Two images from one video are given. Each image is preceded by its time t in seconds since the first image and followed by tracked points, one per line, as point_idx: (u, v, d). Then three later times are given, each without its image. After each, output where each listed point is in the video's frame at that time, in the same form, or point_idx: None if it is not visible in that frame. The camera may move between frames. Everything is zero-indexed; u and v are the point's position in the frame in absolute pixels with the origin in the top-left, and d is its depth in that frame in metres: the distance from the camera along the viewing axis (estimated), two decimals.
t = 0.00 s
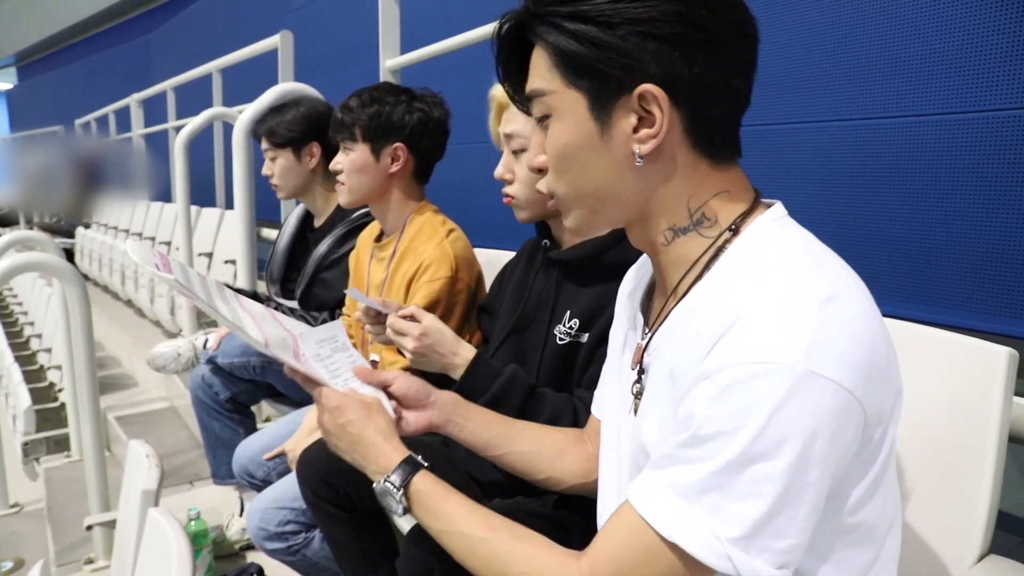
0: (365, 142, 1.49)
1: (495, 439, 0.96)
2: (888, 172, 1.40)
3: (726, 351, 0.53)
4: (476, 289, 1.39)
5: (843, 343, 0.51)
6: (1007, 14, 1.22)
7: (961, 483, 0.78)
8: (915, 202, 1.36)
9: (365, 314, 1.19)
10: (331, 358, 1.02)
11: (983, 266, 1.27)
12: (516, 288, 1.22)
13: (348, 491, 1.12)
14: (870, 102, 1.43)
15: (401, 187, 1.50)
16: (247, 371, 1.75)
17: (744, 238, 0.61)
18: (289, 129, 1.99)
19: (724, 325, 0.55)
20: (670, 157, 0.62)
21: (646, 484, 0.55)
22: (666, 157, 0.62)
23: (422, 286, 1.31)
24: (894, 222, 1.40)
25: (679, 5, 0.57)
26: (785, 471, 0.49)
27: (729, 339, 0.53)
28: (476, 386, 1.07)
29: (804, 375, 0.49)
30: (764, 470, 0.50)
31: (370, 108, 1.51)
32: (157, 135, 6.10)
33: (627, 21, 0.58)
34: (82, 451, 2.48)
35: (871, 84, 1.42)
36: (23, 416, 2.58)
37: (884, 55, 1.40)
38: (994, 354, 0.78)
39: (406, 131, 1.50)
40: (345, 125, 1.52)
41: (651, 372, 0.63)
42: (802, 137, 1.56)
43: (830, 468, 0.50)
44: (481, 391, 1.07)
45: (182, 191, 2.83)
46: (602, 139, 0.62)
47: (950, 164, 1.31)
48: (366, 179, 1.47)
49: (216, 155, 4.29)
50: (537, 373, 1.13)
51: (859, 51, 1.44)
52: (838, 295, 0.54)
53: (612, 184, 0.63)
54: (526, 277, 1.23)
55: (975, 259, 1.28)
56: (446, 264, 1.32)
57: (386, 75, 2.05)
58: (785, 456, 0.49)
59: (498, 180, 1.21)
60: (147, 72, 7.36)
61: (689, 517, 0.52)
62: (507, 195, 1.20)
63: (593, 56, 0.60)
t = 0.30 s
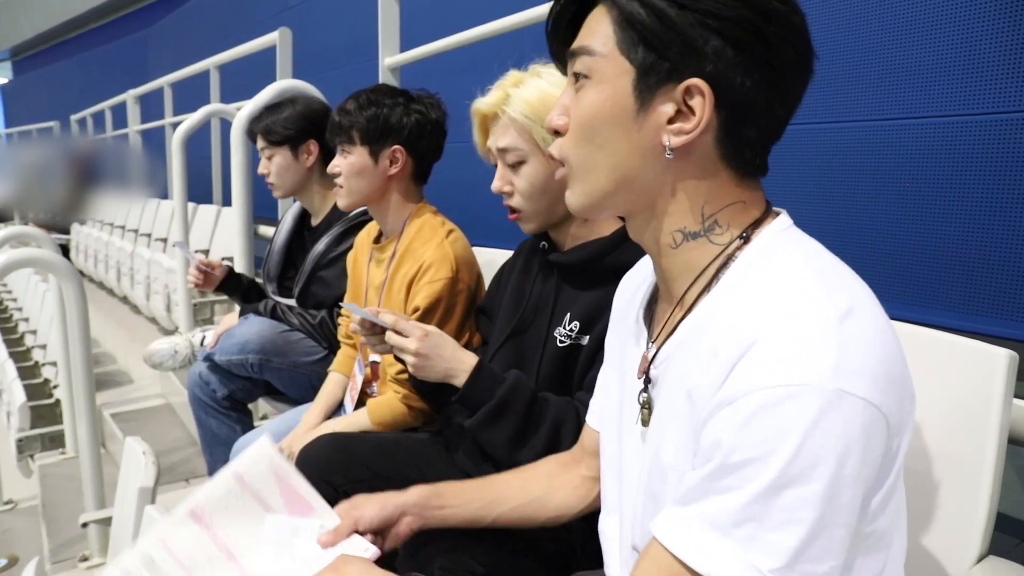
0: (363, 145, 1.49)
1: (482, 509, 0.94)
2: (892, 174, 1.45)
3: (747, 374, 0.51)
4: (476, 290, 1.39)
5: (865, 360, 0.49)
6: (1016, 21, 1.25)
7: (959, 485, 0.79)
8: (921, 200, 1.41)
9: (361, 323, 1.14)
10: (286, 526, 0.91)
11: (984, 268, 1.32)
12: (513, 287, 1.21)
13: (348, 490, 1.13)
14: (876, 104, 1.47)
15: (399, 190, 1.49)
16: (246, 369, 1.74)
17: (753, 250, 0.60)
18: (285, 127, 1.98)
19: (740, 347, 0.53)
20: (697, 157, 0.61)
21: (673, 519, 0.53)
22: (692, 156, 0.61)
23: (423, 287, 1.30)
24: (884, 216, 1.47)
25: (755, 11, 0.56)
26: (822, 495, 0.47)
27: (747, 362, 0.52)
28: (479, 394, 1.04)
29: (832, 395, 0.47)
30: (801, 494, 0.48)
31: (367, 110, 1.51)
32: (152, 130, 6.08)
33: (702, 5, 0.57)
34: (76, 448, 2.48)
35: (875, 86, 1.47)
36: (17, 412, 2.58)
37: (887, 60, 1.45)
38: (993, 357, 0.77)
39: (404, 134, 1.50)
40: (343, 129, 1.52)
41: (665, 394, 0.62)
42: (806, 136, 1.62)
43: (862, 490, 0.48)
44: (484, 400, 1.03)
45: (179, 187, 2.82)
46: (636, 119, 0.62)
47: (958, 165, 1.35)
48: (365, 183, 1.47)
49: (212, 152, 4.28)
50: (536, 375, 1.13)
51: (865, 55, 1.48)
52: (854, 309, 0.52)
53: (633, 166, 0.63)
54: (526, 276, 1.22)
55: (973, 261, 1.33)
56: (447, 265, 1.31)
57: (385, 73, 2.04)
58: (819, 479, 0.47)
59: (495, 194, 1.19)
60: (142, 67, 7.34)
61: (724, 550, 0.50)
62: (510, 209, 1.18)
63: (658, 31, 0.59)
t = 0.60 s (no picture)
0: (361, 146, 1.49)
1: (493, 521, 0.96)
2: (893, 175, 1.44)
3: (720, 383, 0.51)
4: (473, 290, 1.39)
5: (836, 361, 0.49)
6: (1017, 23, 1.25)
7: (957, 484, 0.79)
8: (914, 199, 1.41)
9: (359, 323, 1.13)
10: (308, 503, 0.95)
11: (986, 269, 1.31)
12: (512, 289, 1.21)
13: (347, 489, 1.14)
14: (878, 105, 1.47)
15: (397, 193, 1.50)
16: (243, 368, 1.74)
17: (731, 245, 0.62)
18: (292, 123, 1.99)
19: (713, 355, 0.53)
20: (698, 163, 0.62)
21: (666, 537, 0.53)
22: (693, 162, 0.62)
23: (421, 287, 1.31)
24: (886, 219, 1.46)
25: (774, 32, 0.58)
26: (801, 500, 0.47)
27: (719, 370, 0.52)
28: (477, 397, 1.03)
29: (806, 400, 0.47)
30: (780, 501, 0.47)
31: (365, 111, 1.50)
32: (151, 130, 6.07)
33: (733, 12, 0.57)
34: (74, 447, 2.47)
35: (879, 87, 1.46)
36: (15, 411, 2.57)
37: (890, 61, 1.44)
38: (991, 356, 0.78)
39: (401, 136, 1.49)
40: (342, 129, 1.51)
41: (647, 404, 0.62)
42: (807, 138, 1.60)
43: (841, 493, 0.48)
44: (482, 402, 1.02)
45: (178, 186, 2.82)
46: (644, 116, 0.61)
47: (945, 168, 1.36)
48: (363, 184, 1.47)
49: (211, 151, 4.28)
50: (534, 377, 1.13)
51: (870, 55, 1.47)
52: (823, 310, 0.52)
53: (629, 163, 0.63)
54: (523, 278, 1.22)
55: (974, 261, 1.33)
56: (445, 267, 1.31)
57: (384, 72, 2.04)
58: (798, 484, 0.47)
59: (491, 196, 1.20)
60: (140, 66, 7.33)
61: (712, 564, 0.50)
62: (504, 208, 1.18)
63: (685, 30, 0.59)
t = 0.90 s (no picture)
0: (377, 146, 1.48)
1: (499, 529, 0.95)
2: (885, 180, 1.42)
3: (707, 374, 0.51)
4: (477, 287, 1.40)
5: (819, 346, 0.50)
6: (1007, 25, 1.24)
7: (954, 483, 0.79)
8: (907, 203, 1.39)
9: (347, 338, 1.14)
10: (316, 529, 0.95)
11: (983, 270, 1.29)
12: (501, 292, 1.21)
13: (343, 492, 1.13)
14: (864, 108, 1.46)
15: (409, 190, 1.51)
16: (242, 368, 1.74)
17: (705, 243, 0.62)
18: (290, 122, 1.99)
19: (694, 349, 0.54)
20: (678, 164, 0.63)
21: (670, 542, 0.52)
22: (674, 164, 0.63)
23: (427, 285, 1.31)
24: (880, 220, 1.44)
25: (754, 40, 0.59)
26: (797, 486, 0.47)
27: (705, 362, 0.52)
28: (466, 401, 1.03)
29: (793, 381, 0.48)
30: (777, 489, 0.48)
31: (380, 110, 1.50)
32: (149, 129, 6.07)
33: (717, 21, 0.58)
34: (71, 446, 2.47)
35: (863, 91, 1.46)
36: (13, 411, 2.56)
37: (874, 64, 1.43)
38: (987, 357, 0.78)
39: (417, 135, 1.52)
40: (354, 128, 1.49)
41: (635, 398, 0.62)
42: (790, 141, 1.60)
43: (835, 474, 0.49)
44: (471, 407, 1.02)
45: (177, 186, 2.82)
46: (627, 117, 0.62)
47: (935, 169, 1.34)
48: (377, 183, 1.46)
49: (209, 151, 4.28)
50: (524, 379, 1.13)
51: (855, 58, 1.47)
52: (801, 296, 0.53)
53: (611, 163, 0.63)
54: (512, 279, 1.22)
55: (973, 262, 1.30)
56: (452, 264, 1.32)
57: (383, 72, 2.04)
58: (794, 469, 0.47)
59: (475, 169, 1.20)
60: (139, 64, 7.32)
61: (714, 558, 0.49)
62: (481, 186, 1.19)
63: (671, 34, 0.59)
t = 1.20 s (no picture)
0: (410, 155, 1.44)
1: (503, 525, 0.95)
2: (884, 181, 1.42)
3: (693, 372, 0.52)
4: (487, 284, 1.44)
5: (805, 342, 0.50)
6: (1007, 22, 1.23)
7: (955, 482, 0.79)
8: (902, 203, 1.39)
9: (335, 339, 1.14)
10: (321, 516, 0.93)
11: (979, 271, 1.28)
12: (491, 293, 1.21)
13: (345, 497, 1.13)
14: (862, 109, 1.45)
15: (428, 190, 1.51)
16: (246, 368, 1.74)
17: (695, 244, 0.62)
18: (295, 124, 2.00)
19: (682, 347, 0.54)
20: (662, 166, 0.63)
21: (660, 537, 0.52)
22: (658, 166, 0.63)
23: (444, 280, 1.33)
24: (873, 221, 1.44)
25: (736, 44, 0.59)
26: (783, 481, 0.47)
27: (690, 361, 0.52)
28: (455, 403, 1.04)
29: (777, 378, 0.48)
30: (763, 484, 0.48)
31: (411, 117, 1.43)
32: (151, 130, 6.08)
33: (695, 23, 0.58)
34: (74, 446, 2.48)
35: (862, 91, 1.45)
36: (15, 411, 2.57)
37: (872, 66, 1.43)
38: (989, 358, 0.78)
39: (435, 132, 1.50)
40: (388, 138, 1.40)
41: (627, 398, 0.62)
42: (788, 145, 1.60)
43: (821, 469, 0.49)
44: (459, 408, 1.03)
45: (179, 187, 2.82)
46: (610, 122, 0.62)
47: (932, 169, 1.34)
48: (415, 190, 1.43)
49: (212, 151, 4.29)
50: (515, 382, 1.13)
51: (853, 59, 1.46)
52: (787, 293, 0.53)
53: (597, 167, 0.63)
54: (502, 280, 1.22)
55: (970, 263, 1.29)
56: (471, 259, 1.35)
57: (384, 73, 2.05)
58: (779, 464, 0.47)
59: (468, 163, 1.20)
60: (141, 65, 7.33)
61: (702, 553, 0.49)
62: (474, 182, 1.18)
63: (649, 41, 0.60)
